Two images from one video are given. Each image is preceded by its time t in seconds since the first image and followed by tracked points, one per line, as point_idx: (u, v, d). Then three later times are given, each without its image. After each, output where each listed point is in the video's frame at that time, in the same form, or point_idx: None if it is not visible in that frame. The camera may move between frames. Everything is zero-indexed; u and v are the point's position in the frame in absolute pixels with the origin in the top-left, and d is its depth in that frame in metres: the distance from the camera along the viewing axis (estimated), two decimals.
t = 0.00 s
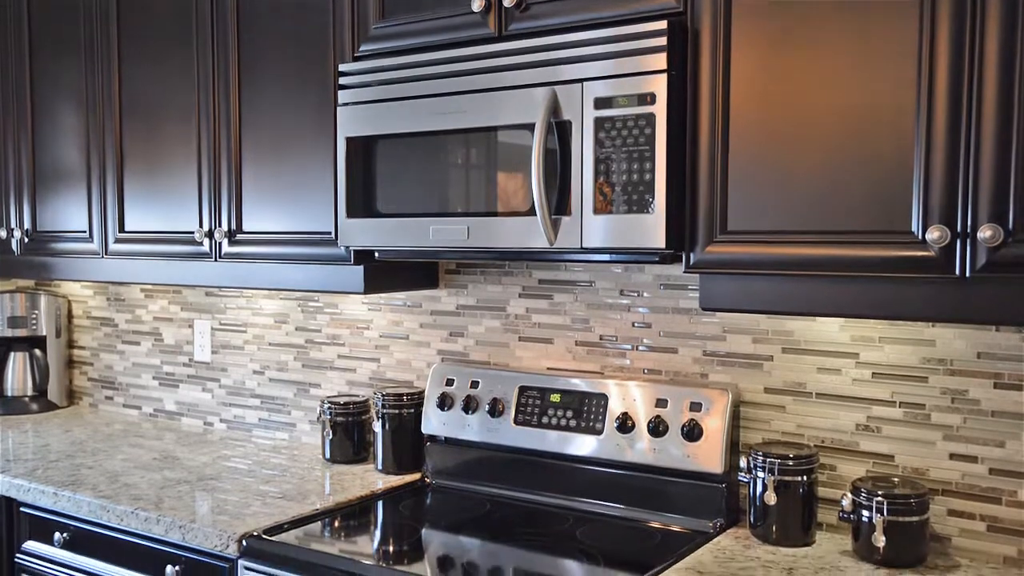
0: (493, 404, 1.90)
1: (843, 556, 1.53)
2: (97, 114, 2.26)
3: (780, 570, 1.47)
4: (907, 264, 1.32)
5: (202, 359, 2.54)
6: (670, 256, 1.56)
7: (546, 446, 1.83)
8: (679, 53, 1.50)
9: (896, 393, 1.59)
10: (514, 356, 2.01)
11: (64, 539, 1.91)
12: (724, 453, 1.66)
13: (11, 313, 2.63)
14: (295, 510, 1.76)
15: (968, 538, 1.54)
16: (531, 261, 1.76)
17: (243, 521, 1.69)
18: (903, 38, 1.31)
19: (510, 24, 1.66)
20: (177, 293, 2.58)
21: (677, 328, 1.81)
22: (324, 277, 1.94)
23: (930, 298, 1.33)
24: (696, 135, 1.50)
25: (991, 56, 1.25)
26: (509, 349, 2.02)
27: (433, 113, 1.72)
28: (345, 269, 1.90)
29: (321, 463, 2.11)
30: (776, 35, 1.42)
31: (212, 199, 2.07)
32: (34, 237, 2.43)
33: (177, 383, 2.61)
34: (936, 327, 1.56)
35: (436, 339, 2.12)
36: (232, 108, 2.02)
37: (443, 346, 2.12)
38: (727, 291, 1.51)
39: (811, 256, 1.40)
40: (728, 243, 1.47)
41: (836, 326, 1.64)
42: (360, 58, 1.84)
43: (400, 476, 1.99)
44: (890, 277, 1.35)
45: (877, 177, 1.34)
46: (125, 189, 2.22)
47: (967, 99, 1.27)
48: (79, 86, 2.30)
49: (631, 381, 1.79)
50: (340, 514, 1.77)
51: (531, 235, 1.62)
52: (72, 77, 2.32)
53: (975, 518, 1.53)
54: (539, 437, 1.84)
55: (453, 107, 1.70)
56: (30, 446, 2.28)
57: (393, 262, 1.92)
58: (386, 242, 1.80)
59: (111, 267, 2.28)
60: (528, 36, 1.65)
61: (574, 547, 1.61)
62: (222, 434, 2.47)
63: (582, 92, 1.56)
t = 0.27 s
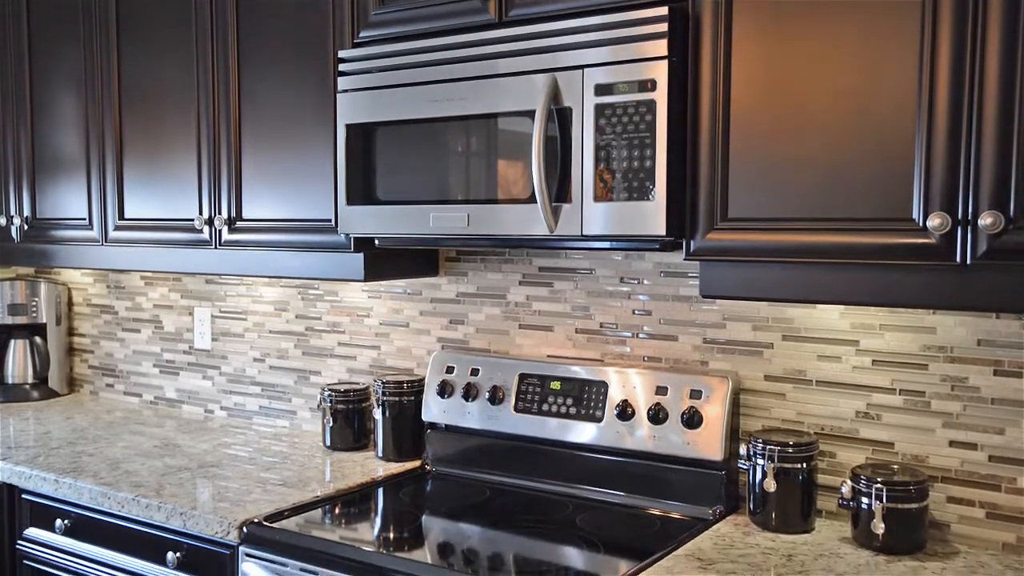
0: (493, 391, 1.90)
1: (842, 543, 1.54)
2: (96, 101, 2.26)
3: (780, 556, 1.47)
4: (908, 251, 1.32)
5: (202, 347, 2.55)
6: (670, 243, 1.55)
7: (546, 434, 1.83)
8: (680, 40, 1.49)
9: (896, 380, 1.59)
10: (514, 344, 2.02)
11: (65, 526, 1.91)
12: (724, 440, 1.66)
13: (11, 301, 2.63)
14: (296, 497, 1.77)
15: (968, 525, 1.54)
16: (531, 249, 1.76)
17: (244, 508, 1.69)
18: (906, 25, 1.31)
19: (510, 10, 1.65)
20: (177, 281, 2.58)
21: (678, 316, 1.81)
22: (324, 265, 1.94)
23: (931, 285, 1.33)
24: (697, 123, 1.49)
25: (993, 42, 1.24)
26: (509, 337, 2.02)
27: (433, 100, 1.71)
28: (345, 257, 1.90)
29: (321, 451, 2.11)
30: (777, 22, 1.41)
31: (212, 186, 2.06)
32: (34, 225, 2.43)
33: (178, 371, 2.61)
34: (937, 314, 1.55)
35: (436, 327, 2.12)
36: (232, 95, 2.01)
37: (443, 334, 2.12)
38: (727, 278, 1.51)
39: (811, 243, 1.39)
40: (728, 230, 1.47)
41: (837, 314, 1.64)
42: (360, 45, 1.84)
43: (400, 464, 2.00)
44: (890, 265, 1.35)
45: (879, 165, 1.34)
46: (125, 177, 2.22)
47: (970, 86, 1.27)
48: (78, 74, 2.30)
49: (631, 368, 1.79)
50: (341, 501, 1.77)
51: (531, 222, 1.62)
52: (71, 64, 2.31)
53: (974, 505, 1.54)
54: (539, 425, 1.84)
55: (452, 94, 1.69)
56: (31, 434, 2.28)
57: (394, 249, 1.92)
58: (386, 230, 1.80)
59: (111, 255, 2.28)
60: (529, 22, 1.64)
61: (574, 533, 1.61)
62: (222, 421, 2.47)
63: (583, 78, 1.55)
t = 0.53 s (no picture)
0: (493, 380, 1.91)
1: (841, 531, 1.54)
2: (95, 90, 2.25)
3: (779, 544, 1.48)
4: (909, 239, 1.32)
5: (203, 336, 2.55)
6: (670, 232, 1.55)
7: (546, 422, 1.83)
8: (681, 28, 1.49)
9: (896, 369, 1.59)
10: (514, 333, 2.02)
11: (66, 514, 1.92)
12: (724, 429, 1.66)
13: (11, 290, 2.63)
14: (296, 485, 1.77)
15: (967, 513, 1.54)
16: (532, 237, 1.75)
17: (244, 496, 1.70)
18: (908, 13, 1.30)
19: None
20: (177, 270, 2.58)
21: (678, 304, 1.81)
22: (324, 253, 1.94)
23: (931, 274, 1.33)
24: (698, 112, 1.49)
25: (996, 30, 1.24)
26: (509, 326, 2.02)
27: (433, 88, 1.71)
28: (345, 245, 1.90)
29: (321, 439, 2.11)
30: (779, 10, 1.40)
31: (212, 176, 2.06)
32: (34, 214, 2.43)
33: (178, 360, 2.61)
34: (937, 303, 1.55)
35: (436, 316, 2.12)
36: (231, 84, 2.01)
37: (443, 323, 2.12)
38: (728, 267, 1.50)
39: (811, 232, 1.39)
40: (729, 218, 1.47)
41: (837, 302, 1.64)
42: (360, 32, 1.83)
43: (400, 452, 2.00)
44: (890, 253, 1.34)
45: (880, 153, 1.33)
46: (124, 165, 2.22)
47: (972, 74, 1.26)
48: (77, 63, 2.29)
49: (631, 357, 1.79)
50: (341, 489, 1.77)
51: (531, 210, 1.62)
52: (70, 53, 2.30)
53: (973, 493, 1.54)
54: (539, 413, 1.84)
55: (452, 82, 1.69)
56: (32, 422, 2.29)
57: (394, 238, 1.92)
58: (386, 218, 1.79)
59: (111, 243, 2.28)
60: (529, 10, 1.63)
61: (574, 522, 1.61)
62: (223, 410, 2.47)
63: (583, 66, 1.55)
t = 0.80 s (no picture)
0: (493, 368, 1.91)
1: (840, 519, 1.54)
2: (94, 78, 2.25)
3: (778, 532, 1.48)
4: (909, 227, 1.32)
5: (203, 324, 2.55)
6: (671, 220, 1.55)
7: (546, 410, 1.83)
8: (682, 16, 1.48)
9: (896, 357, 1.59)
10: (514, 321, 2.02)
11: (68, 502, 1.92)
12: (724, 417, 1.66)
13: (11, 278, 2.63)
14: (297, 473, 1.77)
15: (966, 501, 1.55)
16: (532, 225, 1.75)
17: (245, 484, 1.70)
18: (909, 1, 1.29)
19: None
20: (177, 258, 2.58)
21: (678, 293, 1.81)
22: (324, 242, 1.94)
23: (932, 262, 1.33)
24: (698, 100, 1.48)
25: (998, 18, 1.23)
26: (509, 314, 2.02)
27: (433, 75, 1.70)
28: (345, 234, 1.90)
29: (321, 427, 2.12)
30: None
31: (211, 164, 2.06)
32: (33, 202, 2.42)
33: (178, 348, 2.61)
34: (937, 291, 1.55)
35: (436, 304, 2.12)
36: (231, 72, 2.00)
37: (444, 311, 2.12)
38: (728, 255, 1.50)
39: (812, 220, 1.39)
40: (730, 206, 1.47)
41: (837, 291, 1.63)
42: (359, 20, 1.82)
43: (400, 440, 2.01)
44: (891, 241, 1.34)
45: (881, 141, 1.33)
46: (124, 154, 2.21)
47: (974, 62, 1.26)
48: (75, 50, 2.28)
49: (631, 345, 1.79)
50: (341, 477, 1.78)
51: (531, 197, 1.61)
52: (69, 40, 2.29)
53: (972, 481, 1.54)
54: (539, 402, 1.84)
55: (452, 70, 1.68)
56: (33, 410, 2.29)
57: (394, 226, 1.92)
58: (386, 206, 1.79)
59: (111, 232, 2.27)
60: None
61: (574, 509, 1.62)
62: (223, 398, 2.48)
63: (584, 54, 1.54)
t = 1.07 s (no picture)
0: (493, 358, 1.91)
1: (840, 508, 1.55)
2: (94, 67, 2.24)
3: (778, 521, 1.48)
4: (910, 217, 1.31)
5: (203, 314, 2.55)
6: (671, 209, 1.55)
7: (546, 400, 1.84)
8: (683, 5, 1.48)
9: (896, 347, 1.60)
10: (514, 312, 2.02)
11: (69, 491, 1.93)
12: (724, 407, 1.66)
13: (11, 268, 2.62)
14: (297, 463, 1.78)
15: (966, 491, 1.55)
16: (532, 215, 1.75)
17: (245, 473, 1.71)
18: None
19: None
20: (177, 249, 2.58)
21: (678, 283, 1.80)
22: (324, 232, 1.94)
23: (933, 251, 1.32)
24: (699, 90, 1.48)
25: (1001, 6, 1.23)
26: (510, 304, 2.02)
27: (433, 64, 1.70)
28: (345, 224, 1.89)
29: (322, 417, 2.12)
30: None
31: (211, 154, 2.05)
32: (33, 192, 2.42)
33: (178, 338, 2.61)
34: (938, 281, 1.55)
35: (436, 295, 2.12)
36: (230, 61, 2.00)
37: (444, 302, 2.12)
38: (728, 245, 1.50)
39: (812, 210, 1.39)
40: (730, 196, 1.46)
41: (838, 281, 1.63)
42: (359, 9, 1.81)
43: (401, 430, 2.01)
44: (892, 231, 1.34)
45: (882, 131, 1.33)
46: (124, 143, 2.21)
47: (976, 51, 1.25)
48: (75, 40, 2.27)
49: (631, 335, 1.79)
50: (342, 467, 1.78)
51: (531, 187, 1.61)
52: (68, 29, 2.28)
53: (972, 471, 1.54)
54: (539, 392, 1.84)
55: (452, 58, 1.67)
56: (34, 400, 2.29)
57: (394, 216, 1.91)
58: (386, 196, 1.79)
59: (111, 222, 2.27)
60: None
61: (574, 499, 1.62)
62: (224, 388, 2.48)
63: (584, 43, 1.54)
